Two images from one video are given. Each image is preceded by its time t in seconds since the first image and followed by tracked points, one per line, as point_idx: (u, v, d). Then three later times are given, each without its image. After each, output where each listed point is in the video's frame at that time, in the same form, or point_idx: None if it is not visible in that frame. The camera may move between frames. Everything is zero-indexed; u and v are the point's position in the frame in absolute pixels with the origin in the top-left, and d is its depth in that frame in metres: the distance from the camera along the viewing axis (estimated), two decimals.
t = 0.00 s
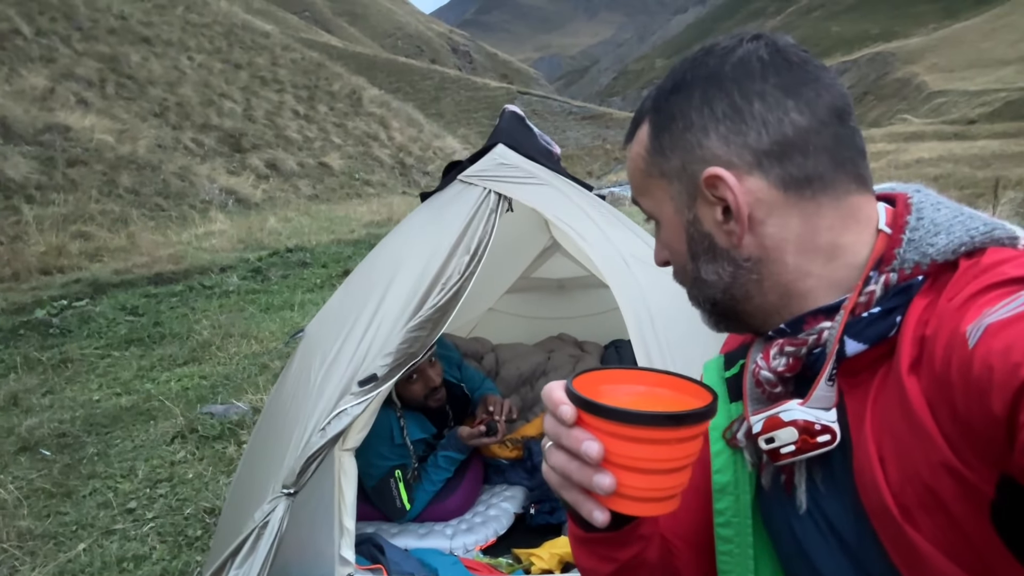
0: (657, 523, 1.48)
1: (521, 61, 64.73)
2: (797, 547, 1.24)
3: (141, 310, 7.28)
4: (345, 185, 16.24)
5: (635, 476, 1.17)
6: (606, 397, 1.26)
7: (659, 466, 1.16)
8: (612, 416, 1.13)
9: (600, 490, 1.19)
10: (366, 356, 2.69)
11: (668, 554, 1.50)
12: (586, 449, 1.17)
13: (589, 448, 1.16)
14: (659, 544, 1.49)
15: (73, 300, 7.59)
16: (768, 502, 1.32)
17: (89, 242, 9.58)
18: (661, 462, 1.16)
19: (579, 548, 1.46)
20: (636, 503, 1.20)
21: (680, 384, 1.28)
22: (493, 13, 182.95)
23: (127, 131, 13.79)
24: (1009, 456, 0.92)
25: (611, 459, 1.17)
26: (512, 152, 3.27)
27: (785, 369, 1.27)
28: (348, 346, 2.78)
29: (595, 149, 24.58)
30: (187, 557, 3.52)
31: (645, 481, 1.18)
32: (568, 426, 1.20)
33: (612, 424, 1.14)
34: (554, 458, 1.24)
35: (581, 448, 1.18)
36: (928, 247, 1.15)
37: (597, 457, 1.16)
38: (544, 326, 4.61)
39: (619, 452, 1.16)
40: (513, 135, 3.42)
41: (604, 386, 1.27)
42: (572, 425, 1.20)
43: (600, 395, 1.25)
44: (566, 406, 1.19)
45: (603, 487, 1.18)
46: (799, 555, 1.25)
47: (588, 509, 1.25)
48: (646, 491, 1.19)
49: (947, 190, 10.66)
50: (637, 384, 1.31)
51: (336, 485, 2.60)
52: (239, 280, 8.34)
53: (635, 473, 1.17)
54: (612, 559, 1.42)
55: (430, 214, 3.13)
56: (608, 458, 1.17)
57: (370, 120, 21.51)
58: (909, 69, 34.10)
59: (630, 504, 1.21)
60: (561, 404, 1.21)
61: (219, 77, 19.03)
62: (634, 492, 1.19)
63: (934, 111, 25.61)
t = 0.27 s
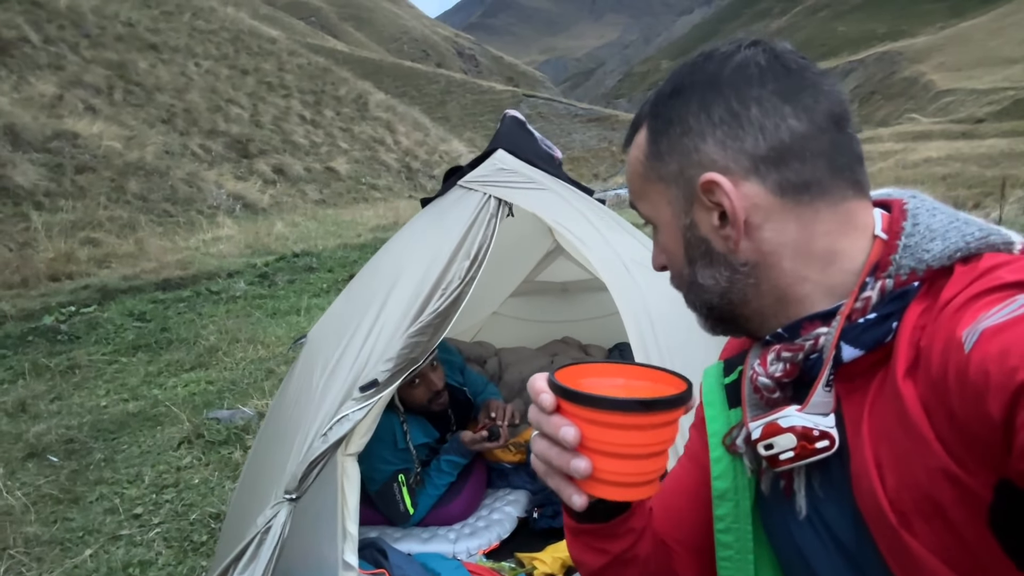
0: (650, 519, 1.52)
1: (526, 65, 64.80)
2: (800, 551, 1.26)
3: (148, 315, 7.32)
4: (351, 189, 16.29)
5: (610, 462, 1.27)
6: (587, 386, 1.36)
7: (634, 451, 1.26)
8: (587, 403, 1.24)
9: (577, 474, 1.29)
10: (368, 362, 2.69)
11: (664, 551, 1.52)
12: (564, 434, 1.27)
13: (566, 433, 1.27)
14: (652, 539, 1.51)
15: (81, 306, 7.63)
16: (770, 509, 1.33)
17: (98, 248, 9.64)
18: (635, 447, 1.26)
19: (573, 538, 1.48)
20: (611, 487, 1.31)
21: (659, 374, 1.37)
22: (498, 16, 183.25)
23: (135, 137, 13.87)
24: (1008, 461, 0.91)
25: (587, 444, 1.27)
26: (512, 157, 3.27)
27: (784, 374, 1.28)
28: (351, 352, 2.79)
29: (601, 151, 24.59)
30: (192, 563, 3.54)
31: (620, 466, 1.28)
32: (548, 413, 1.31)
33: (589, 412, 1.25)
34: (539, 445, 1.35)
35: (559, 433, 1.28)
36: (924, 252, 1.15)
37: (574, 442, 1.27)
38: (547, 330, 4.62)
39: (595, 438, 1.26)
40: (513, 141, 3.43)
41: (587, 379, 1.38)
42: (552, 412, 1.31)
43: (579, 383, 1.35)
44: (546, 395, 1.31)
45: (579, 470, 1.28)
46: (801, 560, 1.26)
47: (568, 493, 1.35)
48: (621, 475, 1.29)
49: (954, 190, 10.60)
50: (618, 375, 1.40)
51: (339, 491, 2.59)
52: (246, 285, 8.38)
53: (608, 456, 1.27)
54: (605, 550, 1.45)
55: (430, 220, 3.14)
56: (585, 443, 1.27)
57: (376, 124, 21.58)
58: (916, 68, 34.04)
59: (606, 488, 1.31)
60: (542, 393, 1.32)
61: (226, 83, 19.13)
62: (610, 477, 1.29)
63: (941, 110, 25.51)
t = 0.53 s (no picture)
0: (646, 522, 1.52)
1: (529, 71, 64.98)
2: (792, 553, 1.26)
3: (152, 324, 7.34)
4: (355, 197, 16.32)
5: (599, 458, 1.27)
6: (578, 385, 1.36)
7: (623, 448, 1.26)
8: (575, 400, 1.24)
9: (567, 471, 1.29)
10: (368, 370, 2.69)
11: (660, 551, 1.54)
12: (553, 431, 1.28)
13: (556, 430, 1.27)
14: (649, 541, 1.51)
15: (85, 315, 7.66)
16: (764, 513, 1.33)
17: (102, 257, 9.67)
18: (624, 444, 1.26)
19: (570, 540, 1.48)
20: (602, 484, 1.31)
21: (650, 375, 1.39)
22: (501, 23, 183.83)
23: (140, 146, 13.93)
24: (1001, 463, 0.91)
25: (578, 441, 1.27)
26: (512, 164, 3.28)
27: (780, 378, 1.27)
28: (351, 359, 2.79)
29: (604, 157, 24.62)
30: (194, 571, 3.53)
31: (609, 462, 1.27)
32: (539, 412, 1.31)
33: (577, 409, 1.25)
34: (532, 445, 1.35)
35: (550, 431, 1.29)
36: (918, 257, 1.15)
37: (563, 439, 1.27)
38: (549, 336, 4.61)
39: (585, 435, 1.26)
40: (513, 148, 3.43)
41: (578, 379, 1.38)
42: (543, 411, 1.31)
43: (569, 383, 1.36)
44: (537, 394, 1.31)
45: (570, 468, 1.28)
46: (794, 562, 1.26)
47: (560, 491, 1.35)
48: (611, 472, 1.29)
49: (958, 193, 10.58)
50: (609, 375, 1.40)
51: (340, 498, 2.59)
52: (249, 293, 8.39)
53: (598, 454, 1.27)
54: (600, 551, 1.44)
55: (431, 227, 3.15)
56: (575, 440, 1.28)
57: (379, 132, 21.64)
58: (919, 72, 34.05)
59: (597, 485, 1.32)
60: (534, 393, 1.33)
61: (230, 92, 19.22)
62: (600, 473, 1.29)
63: (944, 114, 25.51)
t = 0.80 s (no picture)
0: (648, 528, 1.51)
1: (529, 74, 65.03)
2: (794, 559, 1.25)
3: (154, 329, 7.33)
4: (356, 200, 16.32)
5: (604, 467, 1.26)
6: (583, 394, 1.35)
7: (628, 457, 1.25)
8: (580, 409, 1.23)
9: (571, 480, 1.28)
10: (369, 375, 2.69)
11: (660, 557, 1.54)
12: (556, 439, 1.27)
13: (560, 439, 1.26)
14: (650, 547, 1.50)
15: (87, 320, 7.66)
16: (766, 520, 1.33)
17: (104, 262, 9.67)
18: (628, 452, 1.25)
19: (573, 549, 1.47)
20: (607, 494, 1.30)
21: (652, 382, 1.38)
22: (501, 26, 184.06)
23: (141, 151, 13.94)
24: (1004, 467, 0.91)
25: (581, 449, 1.26)
26: (512, 169, 3.28)
27: (781, 384, 1.26)
28: (352, 364, 2.78)
29: (605, 160, 24.62)
30: None
31: (614, 472, 1.26)
32: (543, 420, 1.30)
33: (582, 418, 1.24)
34: (535, 453, 1.34)
35: (554, 439, 1.27)
36: (918, 261, 1.14)
37: (567, 448, 1.26)
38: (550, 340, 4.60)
39: (589, 443, 1.25)
40: (513, 152, 3.43)
41: (581, 387, 1.37)
42: (546, 419, 1.30)
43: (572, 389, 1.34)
44: (541, 402, 1.30)
45: (574, 475, 1.27)
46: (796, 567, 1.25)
47: (563, 499, 1.33)
48: (614, 480, 1.27)
49: (960, 194, 10.56)
50: (610, 383, 1.39)
51: (342, 504, 2.58)
52: (251, 297, 8.39)
53: (604, 461, 1.25)
54: (603, 559, 1.43)
55: (431, 232, 3.14)
56: (578, 448, 1.27)
57: (380, 135, 21.65)
58: (920, 73, 34.07)
59: (602, 494, 1.30)
60: (537, 400, 1.32)
61: (231, 96, 19.25)
62: (604, 482, 1.28)
63: (945, 114, 25.50)
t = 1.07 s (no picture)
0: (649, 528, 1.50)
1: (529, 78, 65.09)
2: (796, 560, 1.25)
3: (154, 333, 7.33)
4: (357, 204, 16.31)
5: (607, 462, 1.25)
6: (585, 391, 1.34)
7: (632, 451, 1.24)
8: (583, 404, 1.22)
9: (573, 475, 1.27)
10: (369, 379, 2.68)
11: (661, 557, 1.53)
12: (560, 435, 1.26)
13: (563, 435, 1.25)
14: (651, 547, 1.49)
15: (87, 325, 7.65)
16: (767, 520, 1.33)
17: (104, 267, 9.67)
18: (632, 447, 1.24)
19: (574, 547, 1.46)
20: (611, 489, 1.28)
21: (653, 379, 1.37)
22: (501, 30, 184.30)
23: (141, 156, 13.95)
24: (1006, 467, 0.90)
25: (585, 445, 1.26)
26: (512, 172, 3.27)
27: (784, 384, 1.25)
28: (351, 369, 2.78)
29: (605, 163, 24.63)
30: None
31: (618, 467, 1.26)
32: (546, 415, 1.29)
33: (586, 411, 1.23)
34: (537, 449, 1.33)
35: (557, 435, 1.26)
36: (920, 261, 1.13)
37: (571, 443, 1.25)
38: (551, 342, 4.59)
39: (592, 438, 1.25)
40: (513, 155, 3.42)
41: (582, 383, 1.37)
42: (549, 415, 1.29)
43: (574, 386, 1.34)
44: (544, 397, 1.29)
45: (577, 471, 1.26)
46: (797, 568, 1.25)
47: (566, 496, 1.32)
48: (617, 475, 1.27)
49: (960, 195, 10.55)
50: (610, 379, 1.39)
51: (342, 509, 2.58)
52: (251, 301, 8.39)
53: (608, 457, 1.25)
54: (603, 558, 1.42)
55: (430, 236, 3.14)
56: (582, 444, 1.26)
57: (380, 139, 21.67)
58: (919, 74, 34.10)
59: (605, 490, 1.29)
60: (539, 396, 1.31)
61: (231, 101, 19.28)
62: (606, 477, 1.27)
63: (946, 115, 25.49)
